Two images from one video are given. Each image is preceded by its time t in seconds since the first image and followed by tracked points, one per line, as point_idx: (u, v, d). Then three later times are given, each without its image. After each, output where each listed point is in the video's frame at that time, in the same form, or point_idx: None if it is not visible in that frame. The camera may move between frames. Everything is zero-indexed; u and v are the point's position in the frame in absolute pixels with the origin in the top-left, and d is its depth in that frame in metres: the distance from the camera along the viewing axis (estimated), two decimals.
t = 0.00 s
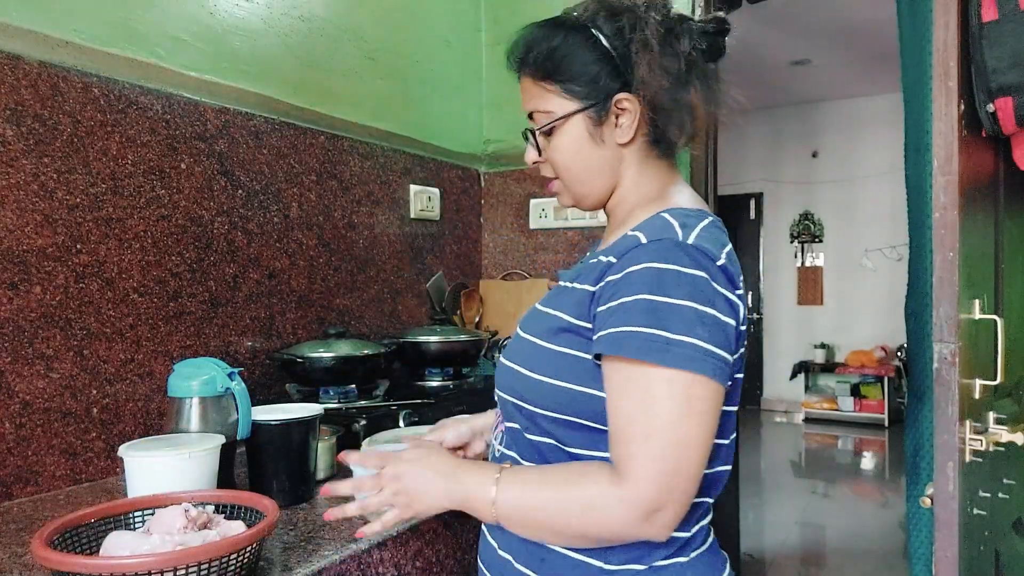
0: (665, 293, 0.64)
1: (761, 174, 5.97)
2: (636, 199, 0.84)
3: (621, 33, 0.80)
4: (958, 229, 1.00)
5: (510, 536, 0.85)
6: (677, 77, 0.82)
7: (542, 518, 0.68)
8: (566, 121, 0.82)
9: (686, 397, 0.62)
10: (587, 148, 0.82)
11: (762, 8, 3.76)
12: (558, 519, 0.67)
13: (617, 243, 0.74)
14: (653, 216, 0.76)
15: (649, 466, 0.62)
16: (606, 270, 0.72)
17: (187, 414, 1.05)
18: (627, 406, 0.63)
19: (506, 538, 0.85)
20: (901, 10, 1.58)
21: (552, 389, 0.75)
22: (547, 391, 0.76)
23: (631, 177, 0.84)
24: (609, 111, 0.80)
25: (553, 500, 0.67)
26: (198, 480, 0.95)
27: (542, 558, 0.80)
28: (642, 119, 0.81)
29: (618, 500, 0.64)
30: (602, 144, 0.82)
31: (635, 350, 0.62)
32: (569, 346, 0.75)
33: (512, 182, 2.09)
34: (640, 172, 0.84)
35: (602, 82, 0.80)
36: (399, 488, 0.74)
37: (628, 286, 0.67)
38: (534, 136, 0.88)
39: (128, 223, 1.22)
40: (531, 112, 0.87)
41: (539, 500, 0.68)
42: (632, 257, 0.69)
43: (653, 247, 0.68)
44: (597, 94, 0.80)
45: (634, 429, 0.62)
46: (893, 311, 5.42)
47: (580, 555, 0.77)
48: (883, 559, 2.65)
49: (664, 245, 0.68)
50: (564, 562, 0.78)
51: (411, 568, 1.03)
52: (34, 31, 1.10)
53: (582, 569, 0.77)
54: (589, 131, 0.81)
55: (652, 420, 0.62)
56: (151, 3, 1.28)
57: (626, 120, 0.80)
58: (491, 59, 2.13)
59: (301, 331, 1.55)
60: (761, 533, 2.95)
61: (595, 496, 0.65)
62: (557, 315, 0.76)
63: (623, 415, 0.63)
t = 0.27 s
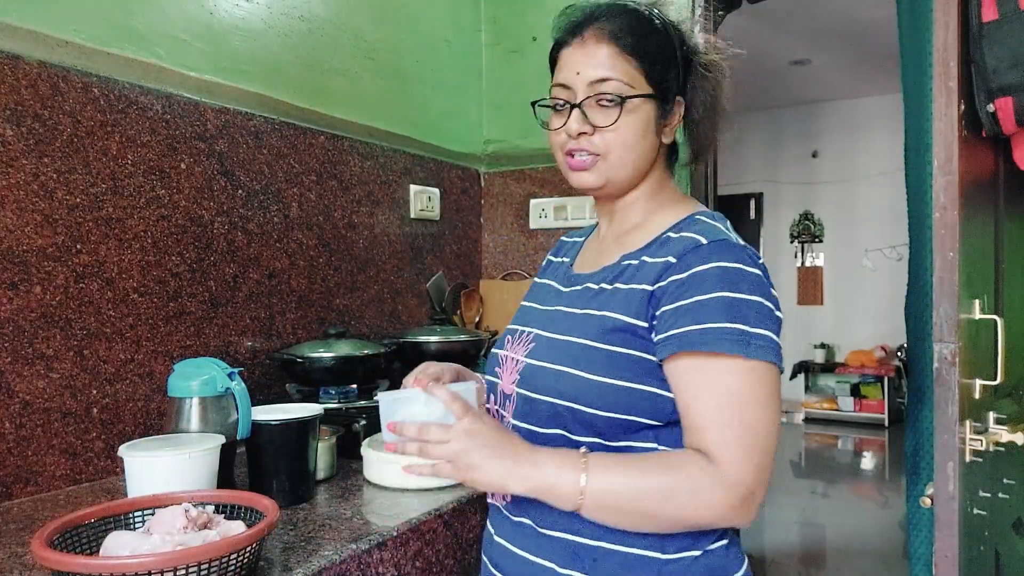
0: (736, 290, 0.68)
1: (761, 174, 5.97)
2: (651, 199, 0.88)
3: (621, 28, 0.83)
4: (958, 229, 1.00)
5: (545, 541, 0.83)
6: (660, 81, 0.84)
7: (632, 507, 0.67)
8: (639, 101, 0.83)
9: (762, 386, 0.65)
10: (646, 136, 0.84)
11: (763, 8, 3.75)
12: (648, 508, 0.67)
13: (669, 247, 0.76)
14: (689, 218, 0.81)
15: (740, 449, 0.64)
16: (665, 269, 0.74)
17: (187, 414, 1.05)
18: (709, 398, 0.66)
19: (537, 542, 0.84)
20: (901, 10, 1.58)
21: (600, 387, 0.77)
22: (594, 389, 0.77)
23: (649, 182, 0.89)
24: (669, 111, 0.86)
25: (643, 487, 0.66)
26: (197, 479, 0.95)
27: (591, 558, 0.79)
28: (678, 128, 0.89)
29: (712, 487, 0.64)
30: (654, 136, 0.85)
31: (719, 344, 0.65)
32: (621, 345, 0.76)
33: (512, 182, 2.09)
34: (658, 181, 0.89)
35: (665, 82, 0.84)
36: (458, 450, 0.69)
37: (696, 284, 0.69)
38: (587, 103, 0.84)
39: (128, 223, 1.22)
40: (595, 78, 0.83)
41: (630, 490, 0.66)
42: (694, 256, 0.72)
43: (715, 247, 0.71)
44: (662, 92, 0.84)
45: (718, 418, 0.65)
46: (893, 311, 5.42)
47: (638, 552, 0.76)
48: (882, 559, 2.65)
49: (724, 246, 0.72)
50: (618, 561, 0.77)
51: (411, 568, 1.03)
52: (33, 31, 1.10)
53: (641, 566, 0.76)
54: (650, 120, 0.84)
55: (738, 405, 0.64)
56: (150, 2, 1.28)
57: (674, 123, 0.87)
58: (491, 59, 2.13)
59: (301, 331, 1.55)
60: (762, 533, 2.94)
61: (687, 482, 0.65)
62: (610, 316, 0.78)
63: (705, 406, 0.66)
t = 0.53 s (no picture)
0: (772, 287, 0.72)
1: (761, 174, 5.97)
2: (650, 205, 0.89)
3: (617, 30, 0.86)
4: (958, 230, 0.99)
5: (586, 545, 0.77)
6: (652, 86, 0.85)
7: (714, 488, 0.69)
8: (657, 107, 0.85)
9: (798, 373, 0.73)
10: (660, 141, 0.87)
11: (762, 8, 3.75)
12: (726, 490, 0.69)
13: (699, 247, 0.78)
14: (700, 219, 0.83)
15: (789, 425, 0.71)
16: (707, 268, 0.76)
17: (187, 414, 1.05)
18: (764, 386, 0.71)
19: (575, 549, 0.78)
20: (902, 10, 1.58)
21: (637, 383, 0.77)
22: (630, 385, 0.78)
23: (653, 187, 0.89)
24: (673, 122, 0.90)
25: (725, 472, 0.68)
26: (198, 479, 0.95)
27: (644, 555, 0.75)
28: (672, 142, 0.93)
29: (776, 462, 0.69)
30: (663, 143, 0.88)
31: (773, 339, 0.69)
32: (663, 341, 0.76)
33: (511, 182, 2.09)
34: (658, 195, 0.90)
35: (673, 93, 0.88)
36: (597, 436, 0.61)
37: (739, 284, 0.73)
38: (609, 104, 0.85)
39: (128, 224, 1.22)
40: (618, 81, 0.85)
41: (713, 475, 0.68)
42: (733, 256, 0.75)
43: (748, 247, 0.75)
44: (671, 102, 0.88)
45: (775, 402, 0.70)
46: (892, 310, 5.42)
47: (691, 542, 0.75)
48: (882, 559, 2.65)
49: (754, 246, 0.76)
50: (671, 553, 0.75)
51: (411, 568, 1.03)
52: (33, 32, 1.10)
53: (696, 555, 0.75)
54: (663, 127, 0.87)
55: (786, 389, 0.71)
56: (150, 2, 1.28)
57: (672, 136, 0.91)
58: (491, 59, 2.13)
59: (301, 331, 1.55)
60: (761, 533, 2.94)
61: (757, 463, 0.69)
62: (652, 313, 0.77)
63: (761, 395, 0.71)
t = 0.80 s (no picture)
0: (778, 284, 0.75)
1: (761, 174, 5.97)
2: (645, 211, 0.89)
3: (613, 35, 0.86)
4: (958, 230, 1.00)
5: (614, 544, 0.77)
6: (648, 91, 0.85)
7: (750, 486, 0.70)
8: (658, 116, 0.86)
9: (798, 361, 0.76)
10: (659, 149, 0.87)
11: (762, 8, 3.75)
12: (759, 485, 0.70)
13: (707, 248, 0.79)
14: (699, 221, 0.85)
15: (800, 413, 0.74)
16: (716, 270, 0.77)
17: (187, 414, 1.05)
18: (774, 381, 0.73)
19: (602, 549, 0.77)
20: (902, 10, 1.58)
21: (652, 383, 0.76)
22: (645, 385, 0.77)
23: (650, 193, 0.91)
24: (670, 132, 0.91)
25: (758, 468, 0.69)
26: (198, 480, 0.95)
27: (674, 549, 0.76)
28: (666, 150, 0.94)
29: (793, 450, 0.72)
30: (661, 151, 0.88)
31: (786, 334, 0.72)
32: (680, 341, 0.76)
33: (512, 182, 2.09)
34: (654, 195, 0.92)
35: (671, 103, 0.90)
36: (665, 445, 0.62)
37: (749, 283, 0.74)
38: (613, 112, 0.85)
39: (128, 224, 1.22)
40: (622, 89, 0.85)
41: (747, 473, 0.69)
42: (743, 256, 0.77)
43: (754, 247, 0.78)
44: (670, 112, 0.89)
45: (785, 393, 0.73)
46: (892, 311, 5.42)
47: (716, 532, 0.77)
48: (882, 559, 2.65)
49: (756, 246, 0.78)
50: (697, 545, 0.76)
51: (411, 568, 1.03)
52: (33, 31, 1.10)
53: (720, 546, 0.77)
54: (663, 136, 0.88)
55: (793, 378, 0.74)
56: (150, 2, 1.28)
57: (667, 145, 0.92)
58: (491, 59, 2.13)
59: (301, 331, 1.55)
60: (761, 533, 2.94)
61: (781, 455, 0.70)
62: (671, 314, 0.77)
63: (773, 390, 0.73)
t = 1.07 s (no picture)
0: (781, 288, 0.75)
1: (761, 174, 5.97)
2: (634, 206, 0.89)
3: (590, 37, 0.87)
4: (958, 230, 1.00)
5: (595, 539, 0.77)
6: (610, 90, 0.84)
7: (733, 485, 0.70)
8: (609, 113, 0.84)
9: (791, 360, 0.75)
10: (622, 144, 0.85)
11: (762, 8, 3.75)
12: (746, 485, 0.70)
13: (709, 249, 0.78)
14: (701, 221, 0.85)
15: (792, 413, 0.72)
16: (716, 271, 0.76)
17: (187, 414, 1.05)
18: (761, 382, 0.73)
19: (582, 544, 0.78)
20: (902, 10, 1.58)
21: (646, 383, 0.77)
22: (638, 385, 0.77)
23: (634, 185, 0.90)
24: (642, 117, 0.87)
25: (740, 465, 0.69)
26: (198, 480, 0.95)
27: (655, 548, 0.76)
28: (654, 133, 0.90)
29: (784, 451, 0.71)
30: (630, 144, 0.86)
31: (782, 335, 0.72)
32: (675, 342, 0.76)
33: (512, 182, 2.09)
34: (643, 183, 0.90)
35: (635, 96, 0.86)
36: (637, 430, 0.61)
37: (749, 285, 0.74)
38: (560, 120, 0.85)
39: (128, 223, 1.22)
40: (566, 96, 0.85)
41: (730, 473, 0.69)
42: (743, 258, 0.76)
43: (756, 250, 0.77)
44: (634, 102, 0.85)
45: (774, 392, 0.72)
46: (892, 311, 5.42)
47: (702, 532, 0.76)
48: (883, 559, 2.65)
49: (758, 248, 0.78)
50: (681, 545, 0.76)
51: (411, 568, 1.03)
52: (33, 31, 1.10)
53: (704, 547, 0.76)
54: (624, 129, 0.85)
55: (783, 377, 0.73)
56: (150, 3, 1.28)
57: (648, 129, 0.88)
58: (491, 59, 2.13)
59: (301, 331, 1.55)
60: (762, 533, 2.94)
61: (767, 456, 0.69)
62: (665, 315, 0.77)
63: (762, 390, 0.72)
